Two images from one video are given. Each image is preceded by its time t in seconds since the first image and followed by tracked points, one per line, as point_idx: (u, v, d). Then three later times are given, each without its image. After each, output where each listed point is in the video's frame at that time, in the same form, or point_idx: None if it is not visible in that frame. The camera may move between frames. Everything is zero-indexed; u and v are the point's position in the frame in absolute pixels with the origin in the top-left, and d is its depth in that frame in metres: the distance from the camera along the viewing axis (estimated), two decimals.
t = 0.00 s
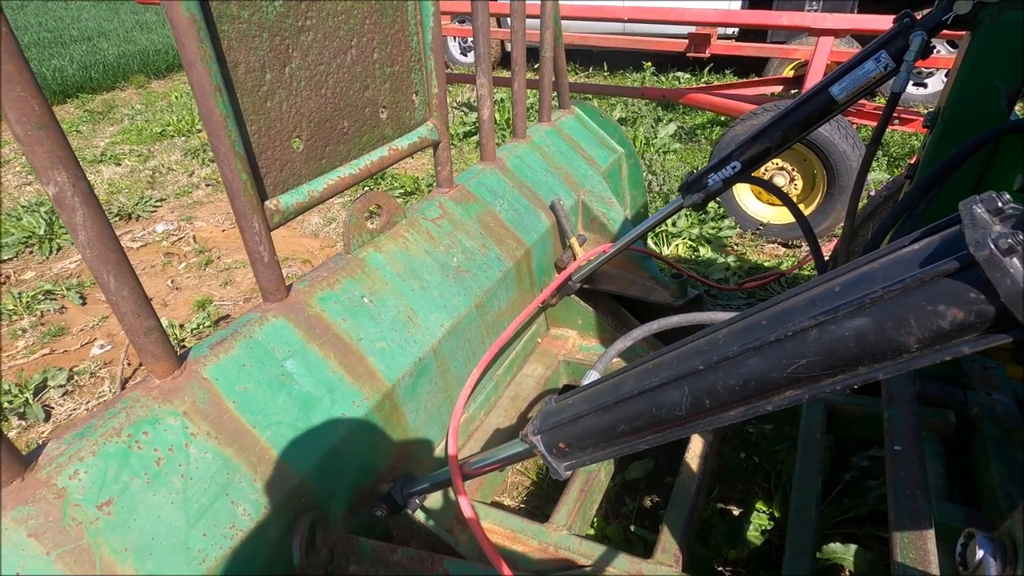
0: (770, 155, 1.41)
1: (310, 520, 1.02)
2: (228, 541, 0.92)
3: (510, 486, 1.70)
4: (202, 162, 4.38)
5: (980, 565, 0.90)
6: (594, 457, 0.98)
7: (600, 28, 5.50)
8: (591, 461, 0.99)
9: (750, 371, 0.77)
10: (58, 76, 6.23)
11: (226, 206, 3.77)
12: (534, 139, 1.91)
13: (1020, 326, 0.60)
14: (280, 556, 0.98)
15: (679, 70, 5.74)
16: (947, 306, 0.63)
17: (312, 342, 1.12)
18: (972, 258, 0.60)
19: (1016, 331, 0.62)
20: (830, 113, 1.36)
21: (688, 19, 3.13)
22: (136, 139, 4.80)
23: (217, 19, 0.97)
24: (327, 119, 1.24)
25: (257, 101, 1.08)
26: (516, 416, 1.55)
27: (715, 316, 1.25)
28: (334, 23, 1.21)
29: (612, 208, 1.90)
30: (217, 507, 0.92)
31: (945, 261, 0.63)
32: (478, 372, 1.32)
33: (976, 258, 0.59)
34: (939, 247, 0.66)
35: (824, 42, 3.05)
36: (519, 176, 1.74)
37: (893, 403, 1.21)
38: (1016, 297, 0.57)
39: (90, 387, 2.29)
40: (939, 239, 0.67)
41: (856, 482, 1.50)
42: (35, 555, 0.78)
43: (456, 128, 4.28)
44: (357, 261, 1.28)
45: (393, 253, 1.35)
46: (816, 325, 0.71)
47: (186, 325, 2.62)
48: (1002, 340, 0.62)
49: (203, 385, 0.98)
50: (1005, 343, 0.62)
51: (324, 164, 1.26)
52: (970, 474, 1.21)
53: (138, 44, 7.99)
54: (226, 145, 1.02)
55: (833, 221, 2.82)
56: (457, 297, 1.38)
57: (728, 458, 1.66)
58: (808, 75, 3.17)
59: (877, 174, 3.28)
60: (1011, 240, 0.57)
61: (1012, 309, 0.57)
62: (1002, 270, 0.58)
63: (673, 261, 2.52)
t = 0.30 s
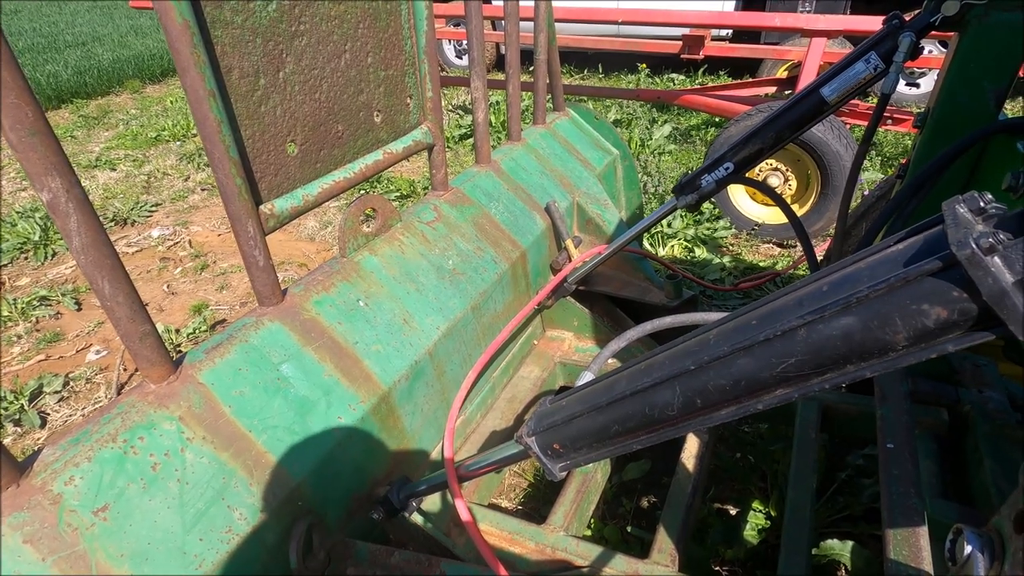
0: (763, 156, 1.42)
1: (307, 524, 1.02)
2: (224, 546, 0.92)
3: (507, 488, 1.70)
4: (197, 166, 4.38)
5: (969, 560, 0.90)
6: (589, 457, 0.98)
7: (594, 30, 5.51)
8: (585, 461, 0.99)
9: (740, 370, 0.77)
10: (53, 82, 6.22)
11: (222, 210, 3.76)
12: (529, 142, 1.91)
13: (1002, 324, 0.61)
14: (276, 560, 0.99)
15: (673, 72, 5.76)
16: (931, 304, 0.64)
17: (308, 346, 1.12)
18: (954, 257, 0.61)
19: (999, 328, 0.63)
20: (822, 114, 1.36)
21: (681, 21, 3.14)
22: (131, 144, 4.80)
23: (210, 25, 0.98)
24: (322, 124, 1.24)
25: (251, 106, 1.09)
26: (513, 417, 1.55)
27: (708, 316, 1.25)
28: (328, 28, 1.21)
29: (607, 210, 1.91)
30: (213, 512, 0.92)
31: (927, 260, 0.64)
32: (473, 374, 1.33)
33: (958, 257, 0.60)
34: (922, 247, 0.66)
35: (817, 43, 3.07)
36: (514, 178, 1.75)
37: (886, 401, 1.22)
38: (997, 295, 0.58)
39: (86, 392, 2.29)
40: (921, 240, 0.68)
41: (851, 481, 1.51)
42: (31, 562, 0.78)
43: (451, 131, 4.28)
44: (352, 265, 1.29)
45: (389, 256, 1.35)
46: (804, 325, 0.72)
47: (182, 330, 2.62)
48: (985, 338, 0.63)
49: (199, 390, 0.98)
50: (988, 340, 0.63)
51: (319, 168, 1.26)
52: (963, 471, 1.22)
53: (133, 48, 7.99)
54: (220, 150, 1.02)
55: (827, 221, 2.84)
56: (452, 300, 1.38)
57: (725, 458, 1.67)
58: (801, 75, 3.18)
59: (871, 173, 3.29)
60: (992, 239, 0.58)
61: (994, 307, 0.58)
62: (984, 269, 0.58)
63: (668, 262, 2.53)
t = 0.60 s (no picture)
0: (759, 156, 1.43)
1: (308, 524, 1.03)
2: (226, 547, 0.92)
3: (507, 488, 1.71)
4: (195, 168, 4.38)
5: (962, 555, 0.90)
6: (588, 456, 0.99)
7: (592, 31, 5.53)
8: (585, 460, 1.00)
9: (737, 369, 0.78)
10: (50, 84, 6.22)
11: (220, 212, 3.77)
12: (527, 143, 1.92)
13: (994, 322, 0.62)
14: (277, 561, 0.99)
15: (670, 72, 5.78)
16: (924, 303, 0.64)
17: (308, 347, 1.13)
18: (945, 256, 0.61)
19: (990, 326, 0.63)
20: (818, 114, 1.37)
21: (678, 22, 3.15)
22: (129, 147, 4.80)
23: (210, 29, 0.98)
24: (321, 126, 1.25)
25: (250, 108, 1.09)
26: (512, 418, 1.56)
27: (705, 316, 1.26)
28: (326, 31, 1.22)
29: (605, 210, 1.91)
30: (215, 513, 0.93)
31: (920, 259, 0.65)
32: (474, 374, 1.33)
33: (950, 256, 0.60)
34: (915, 246, 0.67)
35: (813, 43, 3.08)
36: (512, 179, 1.75)
37: (883, 399, 1.22)
38: (989, 293, 0.59)
39: (85, 395, 2.29)
40: (914, 240, 0.68)
41: (849, 479, 1.52)
42: (33, 563, 0.79)
43: (449, 132, 4.29)
44: (351, 266, 1.29)
45: (388, 258, 1.36)
46: (800, 324, 0.72)
47: (181, 332, 2.62)
48: (977, 335, 0.63)
49: (199, 392, 0.98)
50: (979, 338, 0.64)
51: (318, 170, 1.27)
52: (961, 469, 1.22)
53: (130, 51, 8.00)
54: (220, 153, 1.03)
55: (824, 220, 2.84)
56: (452, 301, 1.39)
57: (723, 457, 1.67)
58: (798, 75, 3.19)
59: (868, 173, 3.31)
60: (983, 238, 0.59)
61: (985, 305, 0.59)
62: (975, 268, 0.59)
63: (666, 262, 2.54)
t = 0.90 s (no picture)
0: (740, 161, 1.44)
1: (290, 532, 1.03)
2: (206, 556, 0.93)
3: (496, 492, 1.71)
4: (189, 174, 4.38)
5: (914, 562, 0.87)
6: (560, 465, 1.00)
7: (585, 34, 5.54)
8: (558, 468, 1.01)
9: (696, 381, 0.79)
10: (44, 90, 6.22)
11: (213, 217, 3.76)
12: (515, 148, 1.93)
13: (932, 337, 0.65)
14: (259, 569, 1.00)
15: (664, 74, 5.79)
16: (867, 318, 0.67)
17: (292, 356, 1.14)
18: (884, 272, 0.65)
19: (929, 341, 0.66)
20: (796, 120, 1.39)
21: (668, 26, 3.17)
22: (123, 152, 4.79)
23: (188, 41, 0.99)
24: (304, 135, 1.26)
25: (232, 119, 1.10)
26: (499, 423, 1.57)
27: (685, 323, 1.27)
28: (309, 41, 1.23)
29: (593, 214, 1.93)
30: (196, 522, 0.93)
31: (862, 275, 0.68)
32: (457, 381, 1.34)
33: (888, 273, 0.64)
34: (859, 262, 0.70)
35: (802, 46, 3.10)
36: (499, 185, 1.76)
37: (860, 402, 1.27)
38: (925, 309, 0.62)
39: (76, 402, 2.29)
40: (861, 254, 0.72)
41: (834, 481, 1.53)
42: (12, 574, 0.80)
43: (442, 136, 4.30)
44: (336, 274, 1.30)
45: (373, 265, 1.36)
46: (753, 337, 0.74)
47: (173, 338, 2.62)
48: (918, 350, 0.66)
49: (181, 402, 0.99)
50: (920, 352, 0.66)
51: (302, 179, 1.27)
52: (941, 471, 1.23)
53: (125, 55, 7.99)
54: (201, 164, 1.03)
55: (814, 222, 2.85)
56: (437, 307, 1.40)
57: (710, 460, 1.68)
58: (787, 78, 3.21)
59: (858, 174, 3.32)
60: (918, 256, 0.63)
61: (923, 321, 0.63)
62: (912, 285, 0.63)
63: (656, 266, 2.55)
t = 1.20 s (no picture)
0: (733, 161, 1.44)
1: (291, 535, 1.02)
2: (206, 560, 0.92)
3: (495, 492, 1.70)
4: (180, 178, 4.35)
5: (921, 557, 0.87)
6: (563, 463, 1.00)
7: (576, 35, 5.55)
8: (561, 467, 1.01)
9: (703, 375, 0.79)
10: (30, 96, 6.17)
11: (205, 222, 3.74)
12: (510, 147, 1.93)
13: (943, 328, 0.65)
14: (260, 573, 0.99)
15: (655, 75, 5.81)
16: (877, 310, 0.67)
17: (289, 356, 1.13)
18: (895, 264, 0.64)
19: (939, 332, 0.66)
20: (788, 120, 1.39)
21: (660, 25, 3.17)
22: (112, 157, 4.76)
23: (182, 39, 0.98)
24: (299, 134, 1.25)
25: (227, 118, 1.09)
26: (498, 423, 1.56)
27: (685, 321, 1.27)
28: (303, 39, 1.22)
29: (589, 213, 1.92)
30: (194, 526, 0.92)
31: (872, 266, 0.67)
32: (457, 381, 1.33)
33: (899, 264, 0.64)
34: (871, 253, 0.69)
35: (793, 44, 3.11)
36: (495, 184, 1.75)
37: (857, 399, 1.26)
38: (936, 300, 0.62)
39: (68, 410, 2.27)
40: (869, 246, 0.71)
41: (833, 475, 1.53)
42: None
43: (434, 138, 4.29)
44: (333, 274, 1.29)
45: (370, 264, 1.35)
46: (761, 330, 0.74)
47: (165, 343, 2.60)
48: (928, 341, 0.66)
49: (178, 404, 0.98)
50: (930, 344, 0.66)
51: (297, 179, 1.26)
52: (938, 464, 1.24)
53: (113, 60, 7.94)
54: (196, 163, 1.02)
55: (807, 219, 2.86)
56: (435, 306, 1.39)
57: (709, 456, 1.68)
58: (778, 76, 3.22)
59: (849, 171, 3.34)
60: (928, 246, 0.62)
61: (934, 311, 0.63)
62: (923, 276, 0.62)
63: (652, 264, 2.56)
